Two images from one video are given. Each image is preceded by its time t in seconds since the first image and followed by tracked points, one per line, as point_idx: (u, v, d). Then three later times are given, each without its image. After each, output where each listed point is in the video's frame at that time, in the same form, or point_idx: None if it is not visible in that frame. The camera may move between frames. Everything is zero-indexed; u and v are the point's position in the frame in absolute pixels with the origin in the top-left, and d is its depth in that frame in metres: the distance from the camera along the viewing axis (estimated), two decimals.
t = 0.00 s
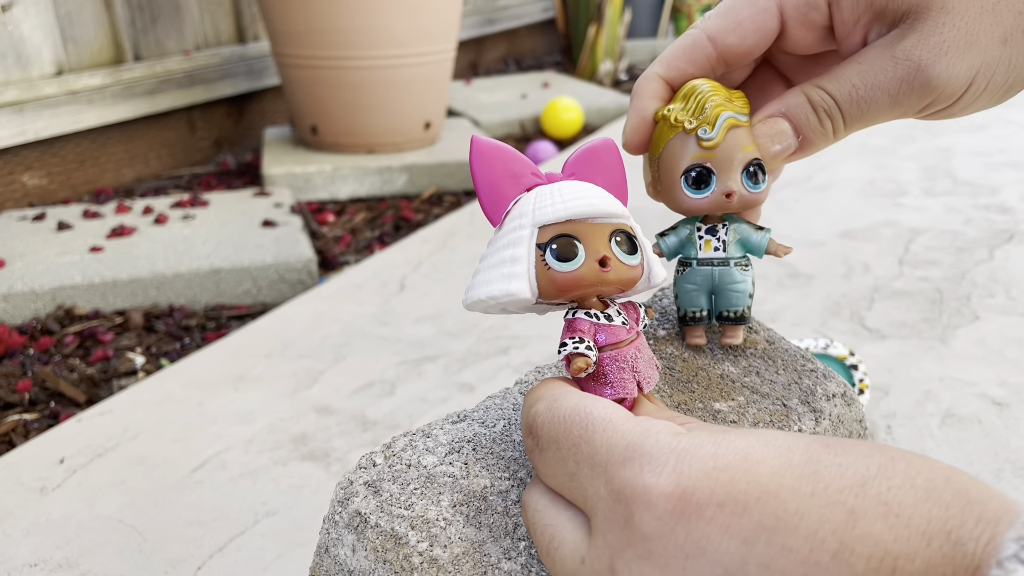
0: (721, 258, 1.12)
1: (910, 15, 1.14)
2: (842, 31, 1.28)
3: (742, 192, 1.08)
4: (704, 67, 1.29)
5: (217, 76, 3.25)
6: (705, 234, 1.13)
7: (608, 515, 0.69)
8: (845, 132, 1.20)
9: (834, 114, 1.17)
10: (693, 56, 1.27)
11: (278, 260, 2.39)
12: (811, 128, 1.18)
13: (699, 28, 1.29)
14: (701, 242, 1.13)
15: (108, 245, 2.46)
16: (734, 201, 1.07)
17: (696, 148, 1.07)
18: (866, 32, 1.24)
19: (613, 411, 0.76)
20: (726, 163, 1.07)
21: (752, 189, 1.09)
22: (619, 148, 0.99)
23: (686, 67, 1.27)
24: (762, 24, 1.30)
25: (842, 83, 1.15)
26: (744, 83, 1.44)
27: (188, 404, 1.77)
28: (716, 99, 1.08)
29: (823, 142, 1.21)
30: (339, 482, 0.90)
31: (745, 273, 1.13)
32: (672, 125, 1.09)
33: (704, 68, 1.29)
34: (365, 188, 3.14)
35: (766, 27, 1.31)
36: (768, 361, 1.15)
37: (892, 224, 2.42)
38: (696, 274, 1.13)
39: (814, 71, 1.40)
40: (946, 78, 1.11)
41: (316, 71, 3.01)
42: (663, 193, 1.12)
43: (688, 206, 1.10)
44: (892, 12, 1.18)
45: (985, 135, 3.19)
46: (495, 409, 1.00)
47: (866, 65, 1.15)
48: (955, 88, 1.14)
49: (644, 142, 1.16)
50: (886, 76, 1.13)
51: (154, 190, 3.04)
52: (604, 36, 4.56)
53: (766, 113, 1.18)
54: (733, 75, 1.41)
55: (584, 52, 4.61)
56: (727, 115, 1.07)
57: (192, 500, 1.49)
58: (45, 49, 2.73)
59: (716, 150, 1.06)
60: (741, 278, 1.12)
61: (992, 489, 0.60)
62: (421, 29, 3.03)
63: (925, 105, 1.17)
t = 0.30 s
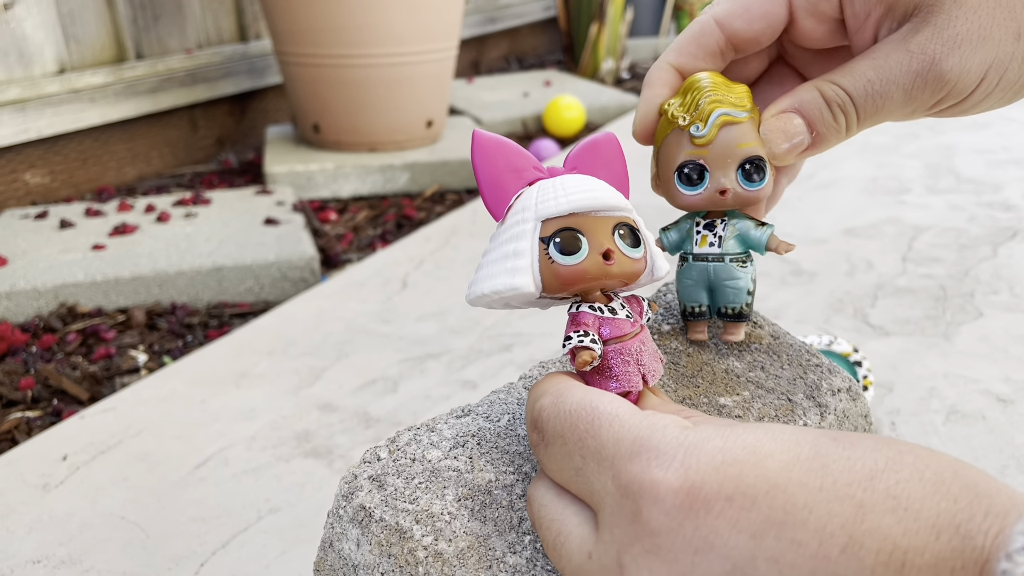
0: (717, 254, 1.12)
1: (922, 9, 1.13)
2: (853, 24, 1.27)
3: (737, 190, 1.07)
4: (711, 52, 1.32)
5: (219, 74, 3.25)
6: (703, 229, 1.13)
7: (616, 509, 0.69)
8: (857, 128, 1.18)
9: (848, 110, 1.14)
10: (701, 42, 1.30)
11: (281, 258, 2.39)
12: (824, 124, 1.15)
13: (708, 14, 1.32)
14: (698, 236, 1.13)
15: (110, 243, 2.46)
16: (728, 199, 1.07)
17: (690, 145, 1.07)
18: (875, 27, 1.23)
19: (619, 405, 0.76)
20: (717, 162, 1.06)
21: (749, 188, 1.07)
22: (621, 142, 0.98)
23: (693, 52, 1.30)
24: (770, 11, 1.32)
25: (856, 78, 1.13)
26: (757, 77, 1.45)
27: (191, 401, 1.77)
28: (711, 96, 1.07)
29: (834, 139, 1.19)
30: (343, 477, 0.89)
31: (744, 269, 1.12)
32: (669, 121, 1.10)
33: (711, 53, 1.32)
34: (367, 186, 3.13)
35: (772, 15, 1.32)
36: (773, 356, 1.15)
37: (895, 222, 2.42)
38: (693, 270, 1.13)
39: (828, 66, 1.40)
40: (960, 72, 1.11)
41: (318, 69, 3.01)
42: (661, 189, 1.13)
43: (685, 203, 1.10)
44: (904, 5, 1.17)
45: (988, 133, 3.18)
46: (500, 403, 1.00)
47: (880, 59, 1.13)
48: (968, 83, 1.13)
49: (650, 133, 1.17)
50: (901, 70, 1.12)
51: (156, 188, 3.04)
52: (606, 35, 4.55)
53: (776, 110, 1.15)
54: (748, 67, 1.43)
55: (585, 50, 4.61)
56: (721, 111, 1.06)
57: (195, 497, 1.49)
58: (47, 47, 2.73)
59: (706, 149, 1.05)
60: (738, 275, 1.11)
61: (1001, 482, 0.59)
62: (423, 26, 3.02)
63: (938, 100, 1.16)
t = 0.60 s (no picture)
0: (700, 266, 1.10)
1: (924, 18, 1.13)
2: (854, 29, 1.27)
3: (720, 190, 1.06)
4: (707, 46, 1.33)
5: (220, 72, 3.25)
6: (686, 240, 1.11)
7: (613, 498, 0.69)
8: (854, 138, 1.17)
9: (845, 119, 1.14)
10: (699, 37, 1.32)
11: (281, 254, 2.39)
12: (820, 133, 1.14)
13: (707, 9, 1.33)
14: (681, 248, 1.11)
15: (110, 240, 2.46)
16: (709, 199, 1.06)
17: (677, 138, 1.07)
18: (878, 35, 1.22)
19: (617, 394, 0.75)
20: (703, 158, 1.05)
21: (731, 190, 1.06)
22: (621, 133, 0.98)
23: (690, 45, 1.32)
24: (769, 8, 1.32)
25: (854, 87, 1.13)
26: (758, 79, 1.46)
27: (191, 396, 1.77)
28: (706, 90, 1.06)
29: (830, 150, 1.18)
30: (342, 467, 0.89)
31: (732, 276, 1.10)
32: (661, 111, 1.09)
33: (707, 48, 1.33)
34: (367, 184, 3.13)
35: (771, 11, 1.32)
36: (773, 348, 1.15)
37: (896, 219, 2.42)
38: (680, 279, 1.12)
39: (827, 74, 1.40)
40: (959, 83, 1.10)
41: (318, 66, 3.01)
42: (642, 182, 1.11)
43: (665, 199, 1.08)
44: (906, 12, 1.16)
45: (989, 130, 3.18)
46: (499, 394, 1.00)
47: (879, 68, 1.13)
48: (968, 95, 1.13)
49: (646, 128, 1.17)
50: (901, 79, 1.11)
51: (156, 185, 3.04)
52: (606, 33, 4.55)
53: (772, 117, 1.14)
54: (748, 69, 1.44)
55: (586, 49, 4.61)
56: (713, 107, 1.05)
57: (195, 491, 1.49)
58: (48, 44, 2.73)
59: (693, 142, 1.04)
60: (725, 283, 1.10)
61: (999, 471, 0.59)
62: (423, 24, 3.02)
63: (937, 112, 1.16)
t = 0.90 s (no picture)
0: (704, 265, 1.10)
1: (924, 22, 1.13)
2: (857, 34, 1.27)
3: (728, 187, 1.07)
4: (715, 51, 1.33)
5: (219, 71, 3.25)
6: (689, 238, 1.11)
7: (603, 498, 0.69)
8: (852, 142, 1.18)
9: (844, 122, 1.14)
10: (706, 42, 1.31)
11: (279, 254, 2.40)
12: (819, 136, 1.14)
13: (714, 13, 1.32)
14: (684, 246, 1.11)
15: (109, 239, 2.46)
16: (717, 195, 1.06)
17: (687, 134, 1.07)
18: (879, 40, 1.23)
19: (609, 394, 0.76)
20: (713, 153, 1.05)
21: (739, 187, 1.07)
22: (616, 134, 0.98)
23: (698, 51, 1.31)
24: (777, 14, 1.32)
25: (854, 90, 1.13)
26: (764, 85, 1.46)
27: (190, 396, 1.77)
28: (717, 87, 1.06)
29: (828, 154, 1.18)
30: (338, 467, 0.90)
31: (733, 275, 1.11)
32: (668, 107, 1.08)
33: (715, 53, 1.33)
34: (367, 183, 3.14)
35: (779, 17, 1.33)
36: (768, 348, 1.16)
37: (894, 218, 2.42)
38: (681, 277, 1.12)
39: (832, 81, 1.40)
40: (958, 87, 1.11)
41: (317, 66, 3.01)
42: (647, 177, 1.11)
43: (672, 195, 1.09)
44: (907, 17, 1.16)
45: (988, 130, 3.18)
46: (494, 395, 1.00)
47: (879, 70, 1.13)
48: (967, 100, 1.13)
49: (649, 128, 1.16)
50: (899, 83, 1.11)
51: (155, 184, 3.04)
52: (606, 32, 4.56)
53: (772, 118, 1.14)
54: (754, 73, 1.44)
55: (586, 48, 4.61)
56: (724, 104, 1.05)
57: (192, 490, 1.49)
58: (47, 43, 2.73)
59: (704, 138, 1.04)
60: (728, 282, 1.10)
61: (988, 472, 0.59)
62: (422, 23, 3.02)
63: (936, 116, 1.16)
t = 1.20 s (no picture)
0: (713, 253, 1.11)
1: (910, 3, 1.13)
2: (839, 14, 1.27)
3: (733, 181, 1.08)
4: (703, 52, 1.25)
5: (219, 69, 3.25)
6: (696, 228, 1.12)
7: (610, 486, 0.69)
8: (838, 122, 1.19)
9: (829, 104, 1.15)
10: (690, 39, 1.22)
11: (280, 251, 2.40)
12: (806, 119, 1.16)
13: (697, 11, 1.24)
14: (692, 236, 1.12)
15: (110, 236, 2.46)
16: (724, 190, 1.07)
17: (687, 134, 1.07)
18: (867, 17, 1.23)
19: (616, 384, 0.76)
20: (716, 151, 1.06)
21: (743, 179, 1.08)
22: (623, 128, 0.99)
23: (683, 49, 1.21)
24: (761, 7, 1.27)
25: (837, 74, 1.13)
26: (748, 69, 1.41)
27: (191, 392, 1.77)
28: (711, 84, 1.07)
29: (815, 133, 1.19)
30: (344, 458, 0.90)
31: (740, 262, 1.12)
32: (664, 109, 1.08)
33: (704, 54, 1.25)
34: (367, 181, 3.14)
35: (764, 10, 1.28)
36: (772, 344, 1.16)
37: (894, 217, 2.42)
38: (690, 268, 1.13)
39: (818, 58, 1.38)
40: (941, 68, 1.11)
41: (317, 64, 3.01)
42: (651, 179, 1.12)
43: (677, 194, 1.09)
44: None
45: (988, 129, 3.18)
46: (499, 388, 1.00)
47: (862, 53, 1.13)
48: (950, 79, 1.13)
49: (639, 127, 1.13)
50: (883, 66, 1.12)
51: (155, 182, 3.04)
52: (606, 31, 4.56)
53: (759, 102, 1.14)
54: (736, 57, 1.37)
55: (586, 47, 4.61)
56: (720, 102, 1.06)
57: (195, 486, 1.49)
58: (48, 41, 2.73)
59: (706, 138, 1.05)
60: (736, 269, 1.11)
61: (993, 462, 0.59)
62: (423, 21, 3.02)
63: (920, 95, 1.16)
